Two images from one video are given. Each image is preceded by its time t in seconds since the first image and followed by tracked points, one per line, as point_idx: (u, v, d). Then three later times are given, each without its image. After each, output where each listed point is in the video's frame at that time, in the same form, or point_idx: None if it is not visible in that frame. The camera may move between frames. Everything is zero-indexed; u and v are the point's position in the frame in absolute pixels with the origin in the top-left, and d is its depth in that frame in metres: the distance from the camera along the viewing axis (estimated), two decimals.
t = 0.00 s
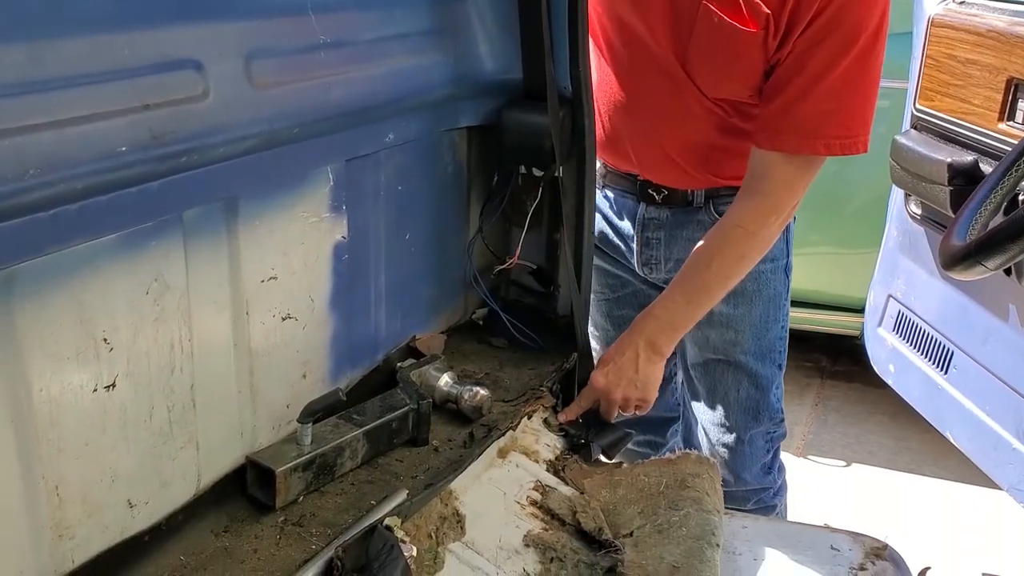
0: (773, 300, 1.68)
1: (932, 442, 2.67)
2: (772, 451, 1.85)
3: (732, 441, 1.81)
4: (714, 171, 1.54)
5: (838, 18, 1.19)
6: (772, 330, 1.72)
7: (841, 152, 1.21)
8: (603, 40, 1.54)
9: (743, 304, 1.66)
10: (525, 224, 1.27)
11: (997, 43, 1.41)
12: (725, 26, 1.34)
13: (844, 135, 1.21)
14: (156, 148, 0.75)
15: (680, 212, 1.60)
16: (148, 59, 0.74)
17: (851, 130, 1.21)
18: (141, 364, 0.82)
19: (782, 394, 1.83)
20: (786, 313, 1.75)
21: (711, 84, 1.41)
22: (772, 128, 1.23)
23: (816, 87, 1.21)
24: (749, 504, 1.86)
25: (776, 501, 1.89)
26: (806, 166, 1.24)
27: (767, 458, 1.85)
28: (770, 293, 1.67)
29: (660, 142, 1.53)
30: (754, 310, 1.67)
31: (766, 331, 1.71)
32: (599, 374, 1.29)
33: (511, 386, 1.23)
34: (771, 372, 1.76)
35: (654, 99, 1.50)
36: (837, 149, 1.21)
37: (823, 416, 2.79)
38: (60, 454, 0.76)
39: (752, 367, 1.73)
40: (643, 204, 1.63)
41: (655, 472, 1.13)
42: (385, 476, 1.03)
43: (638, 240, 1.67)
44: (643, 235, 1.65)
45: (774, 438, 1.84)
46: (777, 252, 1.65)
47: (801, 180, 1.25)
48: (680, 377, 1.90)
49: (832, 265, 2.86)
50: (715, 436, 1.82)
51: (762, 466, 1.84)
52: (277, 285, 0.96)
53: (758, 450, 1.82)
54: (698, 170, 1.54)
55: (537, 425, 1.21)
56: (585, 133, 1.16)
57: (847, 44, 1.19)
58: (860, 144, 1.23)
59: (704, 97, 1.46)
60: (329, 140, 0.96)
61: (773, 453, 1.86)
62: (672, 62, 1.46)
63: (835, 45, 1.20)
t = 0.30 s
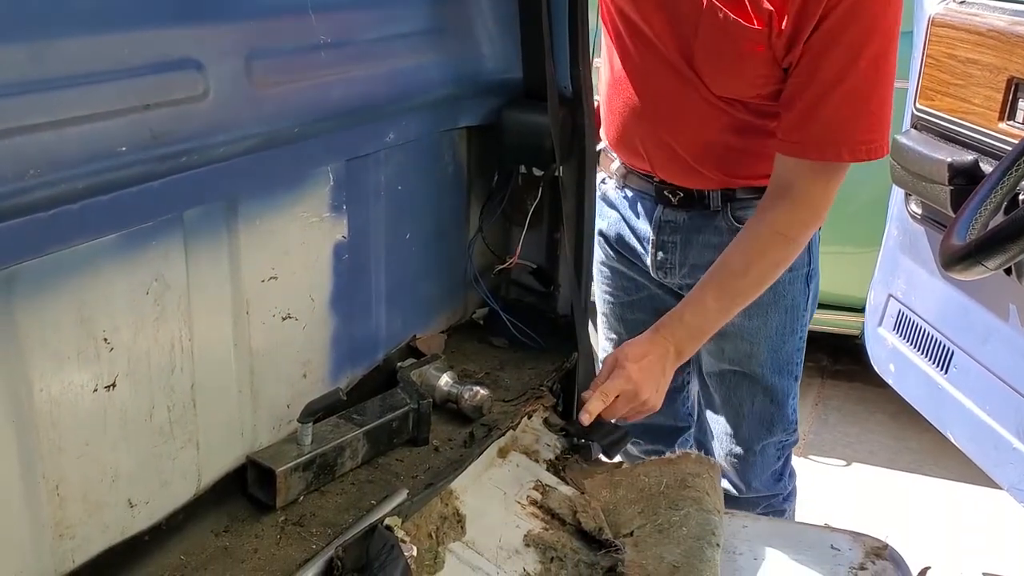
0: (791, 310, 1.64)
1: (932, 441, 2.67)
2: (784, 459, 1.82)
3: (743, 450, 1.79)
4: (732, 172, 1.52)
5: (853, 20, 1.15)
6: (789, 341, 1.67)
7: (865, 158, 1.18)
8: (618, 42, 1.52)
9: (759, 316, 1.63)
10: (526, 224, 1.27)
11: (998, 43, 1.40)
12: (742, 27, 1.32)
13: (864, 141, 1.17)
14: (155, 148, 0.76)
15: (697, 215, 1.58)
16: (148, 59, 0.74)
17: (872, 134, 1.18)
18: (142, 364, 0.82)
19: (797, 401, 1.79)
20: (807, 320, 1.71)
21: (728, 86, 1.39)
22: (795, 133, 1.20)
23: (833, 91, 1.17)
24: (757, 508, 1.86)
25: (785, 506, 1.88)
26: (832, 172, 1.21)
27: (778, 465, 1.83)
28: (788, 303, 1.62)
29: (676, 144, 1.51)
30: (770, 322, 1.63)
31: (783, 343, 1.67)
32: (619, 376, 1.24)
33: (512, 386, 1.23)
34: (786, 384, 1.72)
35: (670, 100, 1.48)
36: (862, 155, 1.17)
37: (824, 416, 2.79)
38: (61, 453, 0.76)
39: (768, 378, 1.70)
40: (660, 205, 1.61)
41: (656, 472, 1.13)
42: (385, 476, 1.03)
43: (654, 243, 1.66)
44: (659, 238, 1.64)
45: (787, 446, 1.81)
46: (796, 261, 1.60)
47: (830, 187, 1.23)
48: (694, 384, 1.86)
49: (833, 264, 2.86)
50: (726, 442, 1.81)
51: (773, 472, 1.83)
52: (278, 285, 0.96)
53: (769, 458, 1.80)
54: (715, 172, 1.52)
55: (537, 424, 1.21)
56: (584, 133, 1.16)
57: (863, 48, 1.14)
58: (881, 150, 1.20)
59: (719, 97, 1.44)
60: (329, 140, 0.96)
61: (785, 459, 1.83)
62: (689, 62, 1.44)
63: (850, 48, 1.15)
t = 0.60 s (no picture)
0: (819, 316, 1.38)
1: (935, 441, 2.66)
2: (805, 452, 1.55)
3: (759, 450, 1.52)
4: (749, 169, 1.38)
5: None
6: (816, 346, 1.41)
7: (876, 138, 1.00)
8: (623, 46, 1.44)
9: (785, 321, 1.38)
10: (527, 223, 1.26)
11: (999, 42, 1.40)
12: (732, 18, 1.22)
13: (881, 118, 1.00)
14: (156, 146, 0.76)
15: (726, 218, 1.46)
16: (149, 57, 0.74)
17: (886, 110, 1.00)
18: (143, 363, 0.82)
19: (823, 397, 1.52)
20: (836, 327, 1.45)
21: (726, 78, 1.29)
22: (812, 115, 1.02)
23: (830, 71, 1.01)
24: (769, 497, 1.58)
25: (800, 498, 1.60)
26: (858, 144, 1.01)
27: (796, 459, 1.55)
28: (816, 309, 1.37)
29: (684, 145, 1.41)
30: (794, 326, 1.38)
31: (809, 348, 1.40)
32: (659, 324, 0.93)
33: (512, 384, 1.23)
34: (812, 389, 1.45)
35: (670, 101, 1.38)
36: (871, 134, 1.00)
37: (825, 415, 2.79)
38: (62, 452, 0.76)
39: (791, 384, 1.43)
40: (688, 208, 1.50)
41: (656, 471, 1.12)
42: (386, 475, 1.03)
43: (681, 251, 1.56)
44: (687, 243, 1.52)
45: (807, 441, 1.53)
46: (824, 264, 1.35)
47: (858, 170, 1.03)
48: (709, 399, 1.65)
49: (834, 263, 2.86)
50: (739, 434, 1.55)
51: (790, 466, 1.55)
52: (279, 284, 0.96)
53: (789, 455, 1.52)
54: (729, 170, 1.39)
55: (538, 422, 1.21)
56: (585, 133, 1.17)
57: (859, 19, 0.98)
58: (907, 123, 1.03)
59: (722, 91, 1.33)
60: (330, 138, 0.95)
61: (804, 453, 1.56)
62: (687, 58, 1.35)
63: (846, 20, 0.99)
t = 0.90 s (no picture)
0: (827, 318, 1.37)
1: (935, 439, 2.59)
2: (814, 448, 1.52)
3: (767, 448, 1.49)
4: (748, 168, 1.36)
5: None
6: (824, 346, 1.39)
7: (850, 139, 0.94)
8: (625, 51, 1.43)
9: (794, 326, 1.37)
10: (527, 220, 1.27)
11: (1000, 40, 1.39)
12: (718, 15, 1.20)
13: (856, 117, 0.94)
14: (157, 144, 0.76)
15: (736, 223, 1.44)
16: (150, 55, 0.74)
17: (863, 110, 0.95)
18: (143, 360, 0.82)
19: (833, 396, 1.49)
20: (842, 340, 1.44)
21: (719, 77, 1.28)
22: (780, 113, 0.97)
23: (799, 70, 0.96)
24: (779, 490, 1.53)
25: (810, 494, 1.55)
26: (829, 145, 0.95)
27: (806, 456, 1.51)
28: (824, 312, 1.36)
29: (686, 146, 1.40)
30: (802, 327, 1.37)
31: (817, 349, 1.39)
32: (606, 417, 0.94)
33: (513, 382, 1.23)
34: (820, 390, 1.43)
35: (669, 101, 1.38)
36: (845, 135, 0.94)
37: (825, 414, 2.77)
38: (62, 450, 0.76)
39: (799, 384, 1.41)
40: (697, 213, 1.48)
41: (656, 469, 1.13)
42: (386, 472, 1.03)
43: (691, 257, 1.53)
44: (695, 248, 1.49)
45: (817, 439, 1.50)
46: (832, 269, 1.34)
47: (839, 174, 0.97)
48: (712, 405, 1.62)
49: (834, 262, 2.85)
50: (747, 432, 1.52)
51: (800, 462, 1.51)
52: (279, 281, 0.96)
53: (796, 453, 1.49)
54: (728, 170, 1.38)
55: (538, 420, 1.23)
56: (585, 131, 1.17)
57: (833, 15, 0.93)
58: (891, 125, 0.98)
59: (719, 91, 1.32)
60: (328, 137, 0.96)
61: (814, 450, 1.52)
62: (683, 59, 1.34)
63: (818, 15, 0.94)
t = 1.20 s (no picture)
0: (822, 318, 1.27)
1: (935, 435, 2.58)
2: (815, 445, 1.42)
3: (763, 444, 1.41)
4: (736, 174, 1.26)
5: None
6: (821, 345, 1.29)
7: (776, 154, 0.84)
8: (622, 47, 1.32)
9: (788, 326, 1.28)
10: (527, 217, 1.27)
11: (1001, 36, 1.38)
12: (701, 27, 1.12)
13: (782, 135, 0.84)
14: (158, 140, 0.76)
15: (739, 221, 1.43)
16: (151, 52, 0.74)
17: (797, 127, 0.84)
18: (144, 357, 0.82)
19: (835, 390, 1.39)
20: (841, 344, 1.36)
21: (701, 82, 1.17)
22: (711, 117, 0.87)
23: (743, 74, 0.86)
24: (778, 486, 1.46)
25: (812, 492, 1.47)
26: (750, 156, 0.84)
27: (807, 452, 1.43)
28: (819, 312, 1.26)
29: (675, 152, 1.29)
30: (797, 326, 1.27)
31: (814, 347, 1.29)
32: (524, 459, 0.83)
33: (513, 378, 1.23)
34: (817, 390, 1.33)
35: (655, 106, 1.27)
36: (772, 151, 0.84)
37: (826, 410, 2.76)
38: (63, 446, 0.76)
39: (794, 383, 1.32)
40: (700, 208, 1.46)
41: (657, 465, 1.13)
42: (387, 469, 1.03)
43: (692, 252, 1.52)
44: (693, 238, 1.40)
45: (817, 437, 1.41)
46: (826, 267, 1.24)
47: (771, 181, 0.86)
48: (701, 399, 1.51)
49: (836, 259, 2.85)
50: (745, 428, 1.44)
51: (801, 459, 1.43)
52: (280, 277, 0.96)
53: (795, 449, 1.40)
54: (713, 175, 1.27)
55: (538, 417, 1.23)
56: (585, 126, 1.17)
57: (790, 22, 0.84)
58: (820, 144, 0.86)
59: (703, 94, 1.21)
60: (329, 132, 0.96)
61: (815, 447, 1.43)
62: (671, 62, 1.22)
63: (776, 15, 0.85)
